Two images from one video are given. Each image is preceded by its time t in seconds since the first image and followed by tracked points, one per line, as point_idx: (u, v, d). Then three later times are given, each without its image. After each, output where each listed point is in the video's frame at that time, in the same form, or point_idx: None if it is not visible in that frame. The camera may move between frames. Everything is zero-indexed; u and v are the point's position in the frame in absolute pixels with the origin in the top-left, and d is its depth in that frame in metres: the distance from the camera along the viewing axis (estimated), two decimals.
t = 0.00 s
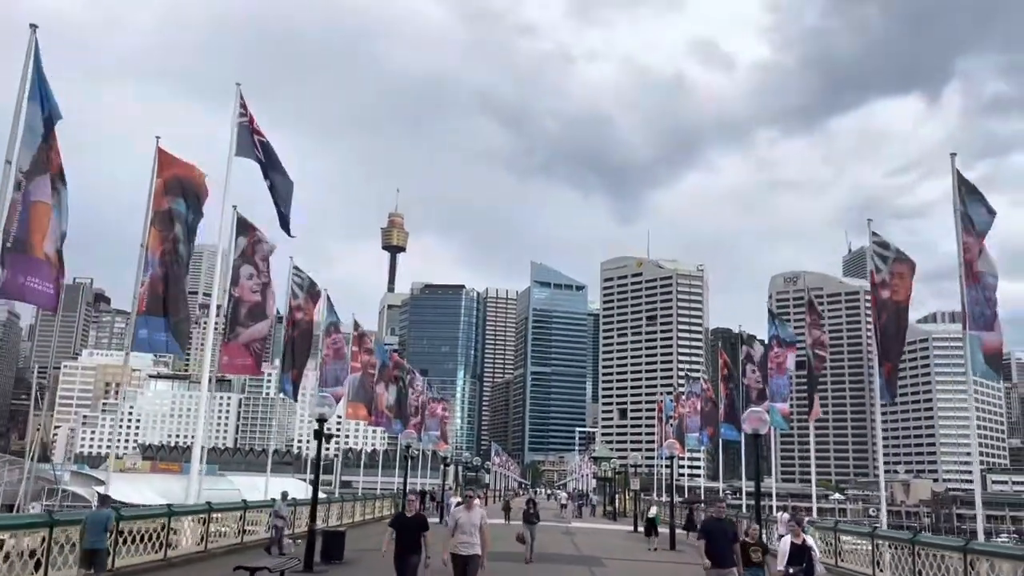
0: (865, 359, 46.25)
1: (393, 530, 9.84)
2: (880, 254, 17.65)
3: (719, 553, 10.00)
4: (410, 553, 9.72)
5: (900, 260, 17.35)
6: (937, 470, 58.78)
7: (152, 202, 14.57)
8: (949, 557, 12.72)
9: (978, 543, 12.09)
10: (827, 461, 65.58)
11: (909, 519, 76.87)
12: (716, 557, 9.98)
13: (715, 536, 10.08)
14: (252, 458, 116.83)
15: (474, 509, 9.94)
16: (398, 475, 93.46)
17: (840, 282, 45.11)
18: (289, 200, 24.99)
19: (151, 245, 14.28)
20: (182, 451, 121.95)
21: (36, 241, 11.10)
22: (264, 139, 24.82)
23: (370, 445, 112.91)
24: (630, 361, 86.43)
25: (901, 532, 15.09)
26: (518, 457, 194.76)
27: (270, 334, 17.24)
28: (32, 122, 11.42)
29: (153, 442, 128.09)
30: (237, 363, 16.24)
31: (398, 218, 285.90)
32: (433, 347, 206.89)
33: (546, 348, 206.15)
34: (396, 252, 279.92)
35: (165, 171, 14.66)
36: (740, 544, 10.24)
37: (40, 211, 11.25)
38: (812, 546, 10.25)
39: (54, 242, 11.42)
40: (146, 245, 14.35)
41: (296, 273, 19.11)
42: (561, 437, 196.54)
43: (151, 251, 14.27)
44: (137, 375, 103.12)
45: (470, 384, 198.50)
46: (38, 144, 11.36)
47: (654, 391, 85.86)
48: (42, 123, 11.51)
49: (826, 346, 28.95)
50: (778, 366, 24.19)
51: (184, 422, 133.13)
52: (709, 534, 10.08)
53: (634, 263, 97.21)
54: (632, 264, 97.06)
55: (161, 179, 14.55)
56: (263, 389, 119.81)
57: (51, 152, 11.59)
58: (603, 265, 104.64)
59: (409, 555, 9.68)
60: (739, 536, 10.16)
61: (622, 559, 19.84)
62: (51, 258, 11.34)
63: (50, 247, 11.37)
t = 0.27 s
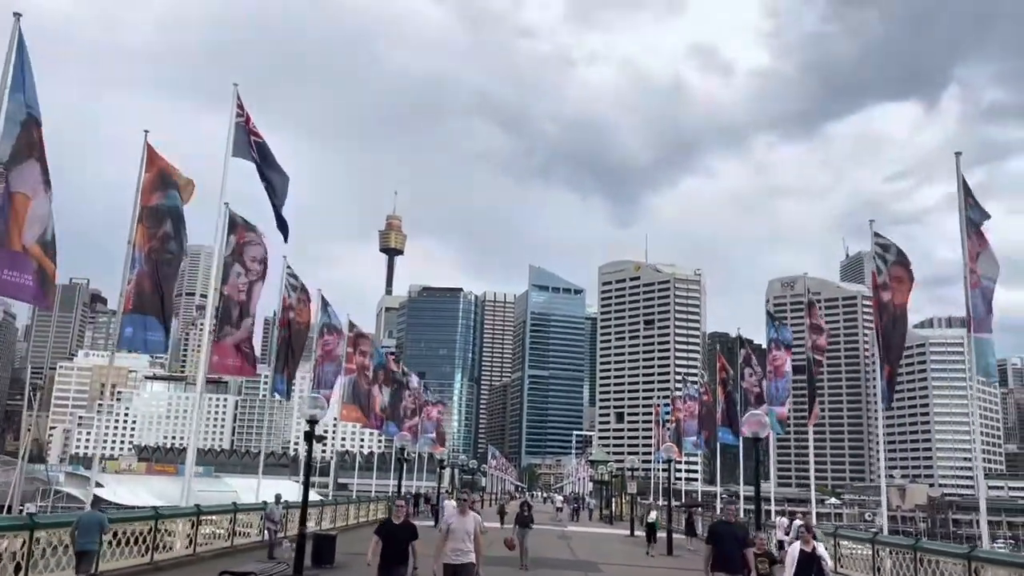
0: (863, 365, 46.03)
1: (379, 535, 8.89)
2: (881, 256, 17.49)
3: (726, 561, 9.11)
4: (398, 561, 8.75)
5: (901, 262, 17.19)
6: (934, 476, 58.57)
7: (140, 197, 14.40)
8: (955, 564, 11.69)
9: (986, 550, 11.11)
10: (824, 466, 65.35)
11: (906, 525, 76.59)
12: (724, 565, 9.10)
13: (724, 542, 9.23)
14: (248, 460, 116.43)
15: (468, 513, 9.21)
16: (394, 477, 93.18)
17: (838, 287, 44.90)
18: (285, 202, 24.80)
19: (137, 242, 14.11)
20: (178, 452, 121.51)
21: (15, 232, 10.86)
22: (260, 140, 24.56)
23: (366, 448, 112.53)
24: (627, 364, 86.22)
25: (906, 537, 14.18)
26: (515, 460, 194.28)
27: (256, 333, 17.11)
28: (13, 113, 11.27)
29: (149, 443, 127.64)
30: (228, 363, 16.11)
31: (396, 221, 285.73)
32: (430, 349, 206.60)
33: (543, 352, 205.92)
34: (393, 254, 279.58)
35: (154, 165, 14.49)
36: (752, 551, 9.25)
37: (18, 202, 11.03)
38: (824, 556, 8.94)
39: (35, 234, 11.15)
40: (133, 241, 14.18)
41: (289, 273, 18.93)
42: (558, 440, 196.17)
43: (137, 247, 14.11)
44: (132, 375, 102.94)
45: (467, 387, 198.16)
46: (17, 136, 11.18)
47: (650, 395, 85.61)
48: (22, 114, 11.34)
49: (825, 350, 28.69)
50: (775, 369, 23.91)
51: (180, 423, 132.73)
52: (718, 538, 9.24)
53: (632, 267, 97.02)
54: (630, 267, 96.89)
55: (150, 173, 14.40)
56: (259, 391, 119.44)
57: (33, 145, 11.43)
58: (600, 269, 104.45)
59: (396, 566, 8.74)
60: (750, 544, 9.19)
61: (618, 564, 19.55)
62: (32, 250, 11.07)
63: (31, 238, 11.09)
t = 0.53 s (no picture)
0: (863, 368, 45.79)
1: (367, 539, 8.68)
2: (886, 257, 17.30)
3: (736, 564, 8.72)
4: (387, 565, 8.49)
5: (903, 262, 17.06)
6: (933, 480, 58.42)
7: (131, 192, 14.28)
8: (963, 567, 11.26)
9: (996, 554, 10.71)
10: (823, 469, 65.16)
11: (906, 528, 76.31)
12: (733, 568, 8.73)
13: (731, 547, 8.85)
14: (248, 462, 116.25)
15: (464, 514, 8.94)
16: (393, 479, 93.04)
17: (838, 290, 44.67)
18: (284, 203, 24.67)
19: (128, 236, 13.94)
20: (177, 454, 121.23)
21: None
22: (259, 140, 24.38)
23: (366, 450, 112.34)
24: (626, 367, 86.06)
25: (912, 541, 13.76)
26: (514, 462, 193.96)
27: (249, 334, 16.99)
28: None
29: (148, 445, 127.32)
30: (221, 361, 15.94)
31: (395, 222, 285.55)
32: (429, 351, 206.43)
33: (542, 354, 205.77)
34: (393, 255, 279.39)
35: (145, 161, 14.39)
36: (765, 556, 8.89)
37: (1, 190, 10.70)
38: (841, 562, 8.72)
39: (13, 225, 10.84)
40: (125, 235, 13.98)
41: (286, 270, 18.85)
42: (557, 442, 195.80)
43: (129, 241, 13.90)
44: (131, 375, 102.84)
45: (466, 389, 198.13)
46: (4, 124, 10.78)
47: (650, 397, 85.36)
48: (10, 102, 10.98)
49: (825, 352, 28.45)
50: (777, 370, 23.68)
51: (179, 425, 132.42)
52: (727, 544, 8.85)
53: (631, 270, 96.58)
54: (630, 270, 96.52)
55: (142, 166, 14.32)
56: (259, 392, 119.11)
57: (21, 135, 11.05)
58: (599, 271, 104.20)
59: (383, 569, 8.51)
60: (763, 549, 8.80)
61: (616, 567, 19.26)
62: (11, 241, 10.79)
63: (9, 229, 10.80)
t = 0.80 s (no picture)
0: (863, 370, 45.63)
1: (350, 545, 8.29)
2: (893, 255, 17.08)
3: (744, 570, 8.57)
4: None
5: (907, 261, 16.89)
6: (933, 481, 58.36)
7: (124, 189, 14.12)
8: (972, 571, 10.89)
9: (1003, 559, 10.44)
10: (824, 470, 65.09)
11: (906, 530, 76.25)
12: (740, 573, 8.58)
13: (740, 553, 8.68)
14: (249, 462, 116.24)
15: (455, 521, 8.07)
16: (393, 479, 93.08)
17: (839, 292, 44.51)
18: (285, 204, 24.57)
19: (121, 234, 13.79)
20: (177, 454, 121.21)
21: None
22: (259, 140, 24.23)
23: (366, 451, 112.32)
24: (626, 368, 86.04)
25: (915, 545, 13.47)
26: (514, 463, 193.93)
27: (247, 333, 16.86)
28: None
29: (148, 445, 127.30)
30: (216, 361, 15.86)
31: (396, 223, 285.62)
32: (430, 352, 206.42)
33: (543, 354, 205.80)
34: (394, 256, 279.46)
35: (138, 157, 14.24)
36: (772, 562, 8.77)
37: None
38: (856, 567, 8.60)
39: None
40: (117, 233, 13.84)
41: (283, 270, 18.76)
42: (557, 443, 195.73)
43: (121, 239, 13.77)
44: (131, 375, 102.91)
45: (467, 390, 198.12)
46: None
47: (651, 398, 85.28)
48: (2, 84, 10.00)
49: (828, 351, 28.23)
50: (777, 371, 23.52)
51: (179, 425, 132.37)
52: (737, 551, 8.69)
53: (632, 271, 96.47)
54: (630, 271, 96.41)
55: (134, 163, 14.15)
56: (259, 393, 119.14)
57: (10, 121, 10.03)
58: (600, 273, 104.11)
59: None
60: (772, 556, 8.68)
61: (615, 570, 19.13)
62: None
63: None
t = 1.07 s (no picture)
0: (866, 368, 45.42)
1: (330, 545, 7.33)
2: (898, 248, 16.92)
3: (758, 571, 8.35)
4: None
5: (913, 256, 16.72)
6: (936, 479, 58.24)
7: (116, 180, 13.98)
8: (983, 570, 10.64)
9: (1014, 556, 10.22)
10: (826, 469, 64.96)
11: (908, 528, 76.20)
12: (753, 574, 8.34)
13: (753, 554, 8.43)
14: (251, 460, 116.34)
15: (447, 518, 7.70)
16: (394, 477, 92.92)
17: (841, 289, 44.31)
18: (285, 200, 24.41)
19: (113, 225, 13.66)
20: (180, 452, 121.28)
21: None
22: (260, 137, 24.04)
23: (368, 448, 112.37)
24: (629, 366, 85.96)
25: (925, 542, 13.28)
26: (516, 461, 193.75)
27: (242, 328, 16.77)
28: None
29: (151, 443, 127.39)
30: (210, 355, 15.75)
31: (398, 221, 285.56)
32: (432, 349, 206.44)
33: (545, 352, 205.83)
34: (396, 254, 279.53)
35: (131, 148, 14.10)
36: (784, 564, 8.59)
37: None
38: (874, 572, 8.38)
39: None
40: (110, 224, 13.69)
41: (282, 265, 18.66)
42: (559, 441, 195.71)
43: (113, 231, 13.62)
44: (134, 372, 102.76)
45: (469, 388, 198.15)
46: None
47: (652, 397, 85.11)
48: None
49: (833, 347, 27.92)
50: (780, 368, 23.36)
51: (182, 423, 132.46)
52: (753, 553, 8.42)
53: (634, 269, 96.33)
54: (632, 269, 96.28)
55: (126, 152, 13.97)
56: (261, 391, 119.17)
57: None
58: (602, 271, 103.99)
59: None
60: (785, 556, 8.48)
61: (617, 568, 18.96)
62: None
63: None
